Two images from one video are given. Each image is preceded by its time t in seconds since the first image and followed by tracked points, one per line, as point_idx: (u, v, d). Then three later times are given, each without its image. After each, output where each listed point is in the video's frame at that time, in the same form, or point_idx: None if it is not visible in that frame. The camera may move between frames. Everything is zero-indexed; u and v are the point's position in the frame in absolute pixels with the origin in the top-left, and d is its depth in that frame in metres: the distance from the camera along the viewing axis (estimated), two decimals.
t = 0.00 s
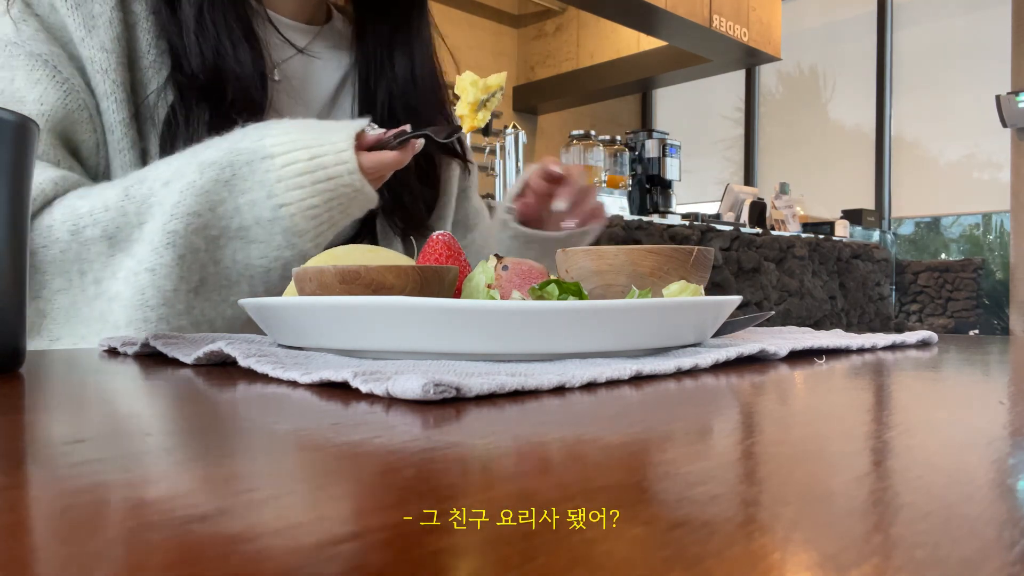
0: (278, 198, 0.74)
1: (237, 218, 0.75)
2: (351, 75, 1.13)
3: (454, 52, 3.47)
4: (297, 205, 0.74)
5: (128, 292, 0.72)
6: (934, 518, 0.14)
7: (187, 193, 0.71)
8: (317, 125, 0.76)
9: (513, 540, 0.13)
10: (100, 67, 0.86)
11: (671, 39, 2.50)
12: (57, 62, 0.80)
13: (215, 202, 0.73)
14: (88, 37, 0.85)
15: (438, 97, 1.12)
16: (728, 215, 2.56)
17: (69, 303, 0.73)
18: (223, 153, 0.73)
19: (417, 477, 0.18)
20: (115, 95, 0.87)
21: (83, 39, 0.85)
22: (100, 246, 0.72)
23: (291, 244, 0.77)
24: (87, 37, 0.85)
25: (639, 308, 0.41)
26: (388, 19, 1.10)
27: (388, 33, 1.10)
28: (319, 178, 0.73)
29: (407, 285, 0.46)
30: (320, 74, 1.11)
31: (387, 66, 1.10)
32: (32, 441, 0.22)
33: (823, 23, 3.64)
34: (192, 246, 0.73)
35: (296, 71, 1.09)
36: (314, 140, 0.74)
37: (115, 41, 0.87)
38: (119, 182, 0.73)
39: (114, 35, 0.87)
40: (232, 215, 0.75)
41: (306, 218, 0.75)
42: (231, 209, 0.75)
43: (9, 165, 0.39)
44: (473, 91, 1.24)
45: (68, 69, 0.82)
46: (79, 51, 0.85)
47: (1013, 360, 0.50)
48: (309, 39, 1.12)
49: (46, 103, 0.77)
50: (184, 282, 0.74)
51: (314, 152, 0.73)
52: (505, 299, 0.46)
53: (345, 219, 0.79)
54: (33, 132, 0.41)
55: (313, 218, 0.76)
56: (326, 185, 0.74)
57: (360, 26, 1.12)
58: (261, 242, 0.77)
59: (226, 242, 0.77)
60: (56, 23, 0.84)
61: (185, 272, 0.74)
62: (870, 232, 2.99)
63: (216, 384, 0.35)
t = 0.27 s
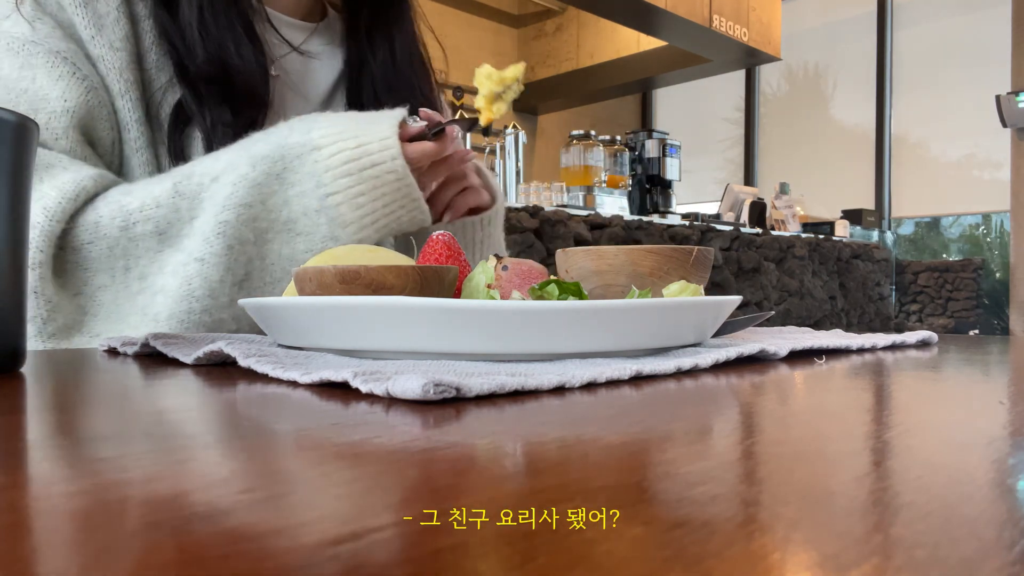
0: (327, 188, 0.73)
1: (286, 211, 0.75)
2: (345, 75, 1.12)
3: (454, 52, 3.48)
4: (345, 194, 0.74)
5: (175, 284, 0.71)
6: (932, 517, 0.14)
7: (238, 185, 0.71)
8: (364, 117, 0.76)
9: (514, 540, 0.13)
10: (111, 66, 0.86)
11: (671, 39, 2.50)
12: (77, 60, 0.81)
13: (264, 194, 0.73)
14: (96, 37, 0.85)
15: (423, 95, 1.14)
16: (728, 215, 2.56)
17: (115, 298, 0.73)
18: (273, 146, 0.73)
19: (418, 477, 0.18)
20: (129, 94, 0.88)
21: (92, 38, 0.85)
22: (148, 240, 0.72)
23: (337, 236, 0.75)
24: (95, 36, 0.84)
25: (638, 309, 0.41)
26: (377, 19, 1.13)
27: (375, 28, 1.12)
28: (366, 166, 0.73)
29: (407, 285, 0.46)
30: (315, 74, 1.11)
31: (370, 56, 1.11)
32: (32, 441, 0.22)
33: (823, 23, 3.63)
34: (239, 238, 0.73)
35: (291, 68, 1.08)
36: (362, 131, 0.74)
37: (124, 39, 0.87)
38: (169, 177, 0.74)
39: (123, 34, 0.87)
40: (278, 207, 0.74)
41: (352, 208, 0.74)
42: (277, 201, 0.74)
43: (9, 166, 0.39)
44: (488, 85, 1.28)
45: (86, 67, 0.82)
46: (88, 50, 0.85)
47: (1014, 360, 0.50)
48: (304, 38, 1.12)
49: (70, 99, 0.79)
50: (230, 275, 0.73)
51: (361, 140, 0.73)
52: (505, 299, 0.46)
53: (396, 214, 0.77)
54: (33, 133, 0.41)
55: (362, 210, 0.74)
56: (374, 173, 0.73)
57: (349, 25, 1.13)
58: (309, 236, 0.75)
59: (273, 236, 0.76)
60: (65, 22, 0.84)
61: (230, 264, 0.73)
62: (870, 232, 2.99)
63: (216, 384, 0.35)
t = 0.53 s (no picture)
0: (339, 179, 0.74)
1: (299, 203, 0.75)
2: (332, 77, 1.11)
3: (453, 52, 3.48)
4: (358, 185, 0.74)
5: (190, 280, 0.71)
6: (932, 518, 0.14)
7: (251, 179, 0.72)
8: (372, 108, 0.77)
9: (516, 540, 0.13)
10: (113, 68, 0.86)
11: (671, 39, 2.50)
12: (78, 61, 0.81)
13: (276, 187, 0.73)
14: (95, 38, 0.85)
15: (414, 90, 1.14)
16: (728, 215, 2.56)
17: (129, 297, 0.73)
18: (284, 140, 0.73)
19: (419, 476, 0.18)
20: (132, 96, 0.87)
21: (91, 39, 0.85)
22: (162, 238, 0.73)
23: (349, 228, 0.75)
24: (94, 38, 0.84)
25: (637, 308, 0.41)
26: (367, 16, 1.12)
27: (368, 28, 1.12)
28: (378, 155, 0.73)
29: (407, 285, 0.46)
30: (309, 72, 1.11)
31: (362, 53, 1.11)
32: (32, 441, 0.22)
33: (823, 24, 3.64)
34: (252, 231, 0.73)
35: (286, 66, 1.08)
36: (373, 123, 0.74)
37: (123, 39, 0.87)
38: (180, 175, 0.74)
39: (122, 35, 0.88)
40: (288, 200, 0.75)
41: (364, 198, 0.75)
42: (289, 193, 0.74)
43: (9, 166, 0.39)
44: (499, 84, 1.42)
45: (87, 69, 0.82)
46: (87, 52, 0.85)
47: (1013, 360, 0.50)
48: (298, 35, 1.11)
49: (75, 100, 0.78)
50: (243, 269, 0.74)
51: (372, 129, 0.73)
52: (505, 299, 0.46)
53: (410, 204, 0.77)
54: (33, 132, 0.41)
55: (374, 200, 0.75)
56: (385, 161, 0.73)
57: (336, 23, 1.11)
58: (321, 228, 0.76)
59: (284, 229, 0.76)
60: (63, 24, 0.84)
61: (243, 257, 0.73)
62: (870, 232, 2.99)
63: (215, 384, 0.35)
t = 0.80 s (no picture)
0: (344, 168, 0.74)
1: (304, 194, 0.76)
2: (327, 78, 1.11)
3: (453, 52, 3.48)
4: (363, 174, 0.75)
5: (197, 274, 0.71)
6: (933, 517, 0.14)
7: (258, 171, 0.72)
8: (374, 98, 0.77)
9: (516, 540, 0.13)
10: (114, 70, 0.86)
11: (671, 39, 2.50)
12: (78, 63, 0.81)
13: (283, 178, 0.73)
14: (95, 40, 0.85)
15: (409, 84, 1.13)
16: (728, 215, 2.56)
17: (137, 294, 0.72)
18: (288, 131, 0.73)
19: (418, 477, 0.18)
20: (132, 97, 0.88)
21: (91, 41, 0.85)
22: (170, 234, 0.73)
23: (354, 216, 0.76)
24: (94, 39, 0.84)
25: (637, 309, 0.41)
26: (362, 13, 1.11)
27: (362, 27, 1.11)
28: (383, 143, 0.75)
29: (407, 285, 0.46)
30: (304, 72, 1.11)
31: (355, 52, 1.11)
32: (33, 441, 0.22)
33: (823, 24, 3.64)
34: (258, 223, 0.73)
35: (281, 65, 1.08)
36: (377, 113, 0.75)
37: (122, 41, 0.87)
38: (185, 170, 0.74)
39: (121, 35, 0.87)
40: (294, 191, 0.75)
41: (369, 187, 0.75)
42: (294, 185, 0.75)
43: (9, 167, 0.39)
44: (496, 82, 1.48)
45: (88, 70, 0.82)
46: (87, 54, 0.85)
47: (1013, 360, 0.50)
48: (294, 34, 1.12)
49: (77, 102, 0.78)
50: (249, 262, 0.74)
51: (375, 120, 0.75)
52: (505, 299, 0.46)
53: (414, 194, 0.78)
54: (33, 132, 0.41)
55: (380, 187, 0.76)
56: (390, 149, 0.75)
57: (332, 21, 1.11)
58: (328, 218, 0.76)
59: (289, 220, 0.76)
60: (61, 25, 0.84)
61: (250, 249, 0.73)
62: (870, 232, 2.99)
63: (216, 384, 0.35)
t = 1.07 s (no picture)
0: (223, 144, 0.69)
1: (195, 179, 0.71)
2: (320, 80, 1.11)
3: (453, 52, 3.48)
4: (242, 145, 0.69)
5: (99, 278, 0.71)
6: (933, 518, 0.14)
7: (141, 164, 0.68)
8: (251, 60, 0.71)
9: (515, 539, 0.13)
10: (74, 78, 0.87)
11: (671, 39, 2.50)
12: (26, 76, 0.83)
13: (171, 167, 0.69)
14: (58, 48, 0.86)
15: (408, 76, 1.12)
16: (728, 215, 2.56)
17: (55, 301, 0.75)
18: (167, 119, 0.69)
19: (418, 477, 0.18)
20: (94, 105, 0.88)
21: (55, 50, 0.86)
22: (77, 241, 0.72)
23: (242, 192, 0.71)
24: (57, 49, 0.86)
25: (637, 309, 0.41)
26: (355, 12, 1.11)
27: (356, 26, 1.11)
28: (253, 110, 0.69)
29: (407, 285, 0.46)
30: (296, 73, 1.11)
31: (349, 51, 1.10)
32: (34, 441, 0.22)
33: (823, 24, 3.64)
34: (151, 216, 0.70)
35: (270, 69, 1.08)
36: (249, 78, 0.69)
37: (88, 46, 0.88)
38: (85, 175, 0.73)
39: (89, 42, 0.88)
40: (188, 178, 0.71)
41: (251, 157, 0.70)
42: (184, 171, 0.70)
43: (10, 166, 0.39)
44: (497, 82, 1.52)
45: (38, 83, 0.85)
46: (51, 63, 0.87)
47: (1013, 360, 0.49)
48: (284, 33, 1.11)
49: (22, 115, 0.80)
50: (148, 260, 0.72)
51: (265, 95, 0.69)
52: (505, 299, 0.46)
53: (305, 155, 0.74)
54: (34, 131, 0.41)
55: (273, 156, 0.72)
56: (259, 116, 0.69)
57: (323, 24, 1.11)
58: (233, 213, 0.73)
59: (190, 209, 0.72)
60: (25, 34, 0.85)
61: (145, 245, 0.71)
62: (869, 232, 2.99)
63: (216, 384, 0.35)
